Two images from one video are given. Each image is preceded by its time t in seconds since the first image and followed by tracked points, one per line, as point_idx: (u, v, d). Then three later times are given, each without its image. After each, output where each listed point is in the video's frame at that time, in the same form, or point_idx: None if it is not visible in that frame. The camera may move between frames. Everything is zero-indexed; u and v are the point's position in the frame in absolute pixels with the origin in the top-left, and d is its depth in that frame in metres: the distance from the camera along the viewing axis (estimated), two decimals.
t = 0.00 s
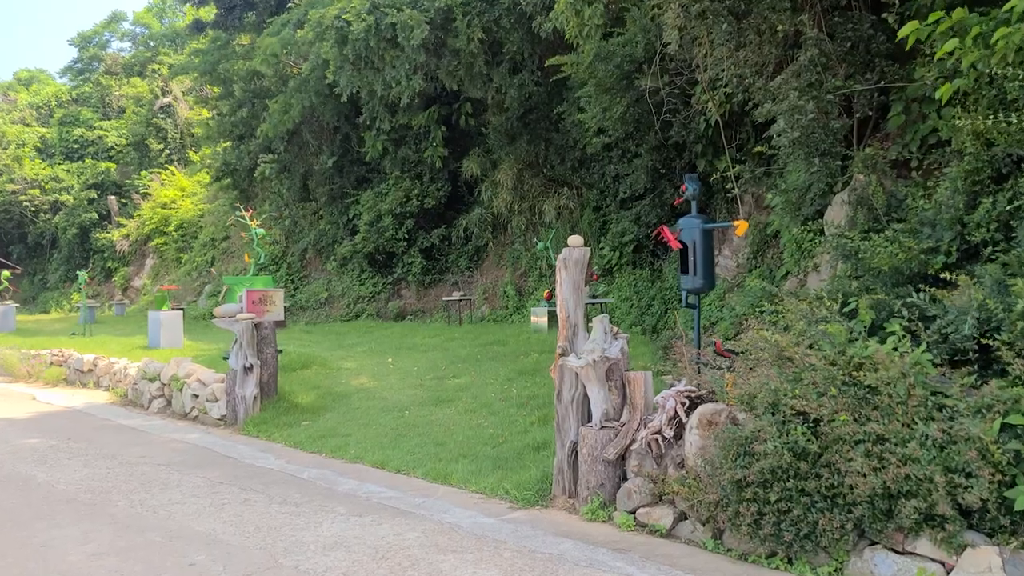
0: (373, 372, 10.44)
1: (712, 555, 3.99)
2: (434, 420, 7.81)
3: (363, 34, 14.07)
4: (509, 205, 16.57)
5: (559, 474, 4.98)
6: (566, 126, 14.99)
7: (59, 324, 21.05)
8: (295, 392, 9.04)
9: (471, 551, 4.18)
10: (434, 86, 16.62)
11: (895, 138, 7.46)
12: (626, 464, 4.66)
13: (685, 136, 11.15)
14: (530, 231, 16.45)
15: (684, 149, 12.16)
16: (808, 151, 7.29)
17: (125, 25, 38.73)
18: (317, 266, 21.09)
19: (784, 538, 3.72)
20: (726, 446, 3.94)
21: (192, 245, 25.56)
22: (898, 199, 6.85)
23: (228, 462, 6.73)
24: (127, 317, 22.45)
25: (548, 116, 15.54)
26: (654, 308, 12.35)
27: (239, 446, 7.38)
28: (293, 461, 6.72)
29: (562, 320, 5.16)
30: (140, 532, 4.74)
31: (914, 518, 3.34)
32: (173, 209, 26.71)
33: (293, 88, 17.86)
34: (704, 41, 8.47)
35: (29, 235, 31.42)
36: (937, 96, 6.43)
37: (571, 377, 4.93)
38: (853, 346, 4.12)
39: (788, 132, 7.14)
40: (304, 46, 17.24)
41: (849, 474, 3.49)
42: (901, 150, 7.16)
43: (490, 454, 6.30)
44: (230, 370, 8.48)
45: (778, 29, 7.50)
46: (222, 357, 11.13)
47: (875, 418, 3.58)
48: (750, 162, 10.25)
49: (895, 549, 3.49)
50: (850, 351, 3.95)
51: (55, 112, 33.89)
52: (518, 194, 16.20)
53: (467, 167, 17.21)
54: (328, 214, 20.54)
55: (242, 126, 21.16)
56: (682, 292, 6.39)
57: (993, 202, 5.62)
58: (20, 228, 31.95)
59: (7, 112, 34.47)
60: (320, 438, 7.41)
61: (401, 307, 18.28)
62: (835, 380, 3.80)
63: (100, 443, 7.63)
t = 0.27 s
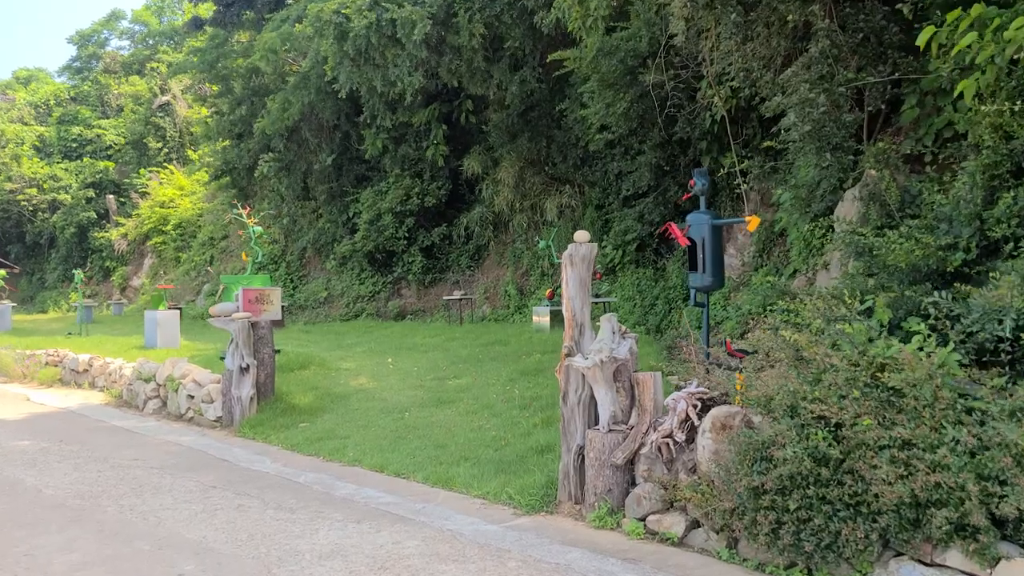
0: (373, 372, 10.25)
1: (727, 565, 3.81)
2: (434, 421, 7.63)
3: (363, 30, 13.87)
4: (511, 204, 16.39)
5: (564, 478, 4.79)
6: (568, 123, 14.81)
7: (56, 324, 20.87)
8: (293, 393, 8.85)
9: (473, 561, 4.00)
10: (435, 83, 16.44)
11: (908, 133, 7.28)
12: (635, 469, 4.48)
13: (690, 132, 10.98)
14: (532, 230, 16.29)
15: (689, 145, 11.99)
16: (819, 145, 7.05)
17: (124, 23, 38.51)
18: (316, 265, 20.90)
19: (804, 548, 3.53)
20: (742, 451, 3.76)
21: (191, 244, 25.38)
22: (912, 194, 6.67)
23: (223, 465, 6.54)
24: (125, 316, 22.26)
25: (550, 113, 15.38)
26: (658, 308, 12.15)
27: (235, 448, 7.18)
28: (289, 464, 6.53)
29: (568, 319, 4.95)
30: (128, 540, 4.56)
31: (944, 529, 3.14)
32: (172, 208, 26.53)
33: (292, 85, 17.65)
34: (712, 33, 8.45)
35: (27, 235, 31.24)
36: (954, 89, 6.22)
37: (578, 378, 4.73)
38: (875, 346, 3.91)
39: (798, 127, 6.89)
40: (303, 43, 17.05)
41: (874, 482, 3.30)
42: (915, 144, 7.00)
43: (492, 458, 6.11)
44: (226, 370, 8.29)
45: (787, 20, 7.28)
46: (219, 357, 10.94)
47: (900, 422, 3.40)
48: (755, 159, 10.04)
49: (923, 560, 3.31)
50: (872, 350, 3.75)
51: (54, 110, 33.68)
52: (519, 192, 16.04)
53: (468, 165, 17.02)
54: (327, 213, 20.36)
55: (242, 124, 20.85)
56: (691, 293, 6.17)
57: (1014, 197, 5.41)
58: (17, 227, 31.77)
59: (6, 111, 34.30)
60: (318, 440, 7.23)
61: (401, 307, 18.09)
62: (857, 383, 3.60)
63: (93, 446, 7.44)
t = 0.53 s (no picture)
0: (371, 375, 10.03)
1: None
2: (434, 426, 7.41)
3: (363, 26, 13.65)
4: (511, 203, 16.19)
5: (569, 489, 4.58)
6: (570, 120, 14.60)
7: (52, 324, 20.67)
8: (288, 397, 8.64)
9: None
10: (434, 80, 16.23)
11: (922, 128, 7.06)
12: (644, 479, 4.27)
13: (694, 128, 10.69)
14: (533, 229, 16.09)
15: (693, 143, 11.77)
16: (831, 141, 6.86)
17: (122, 21, 38.30)
18: (315, 266, 20.69)
19: (827, 568, 3.31)
20: (759, 462, 3.56)
21: (189, 244, 25.17)
22: (927, 192, 6.45)
23: (215, 472, 6.34)
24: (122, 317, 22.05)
25: (551, 111, 15.17)
26: (661, 308, 11.93)
27: (228, 454, 6.97)
28: (283, 471, 6.31)
29: (573, 322, 4.73)
30: (113, 554, 4.34)
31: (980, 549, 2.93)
32: (170, 208, 26.31)
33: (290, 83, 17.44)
34: (720, 25, 8.27)
35: (25, 234, 31.02)
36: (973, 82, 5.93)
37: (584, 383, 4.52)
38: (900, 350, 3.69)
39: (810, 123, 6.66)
40: (301, 40, 16.82)
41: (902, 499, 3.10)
42: (930, 140, 6.76)
43: (493, 465, 5.89)
44: (220, 373, 8.09)
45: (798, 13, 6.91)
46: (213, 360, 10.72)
47: (931, 433, 3.18)
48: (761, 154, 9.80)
49: None
50: (897, 355, 3.52)
51: (51, 109, 33.45)
52: (520, 191, 15.84)
53: (468, 163, 16.80)
54: (325, 212, 20.14)
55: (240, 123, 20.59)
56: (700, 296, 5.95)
57: None
58: (15, 227, 31.56)
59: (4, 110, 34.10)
60: (314, 446, 7.01)
61: (400, 307, 17.87)
62: (882, 391, 3.37)
63: (82, 451, 7.23)
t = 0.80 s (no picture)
0: (366, 376, 9.81)
1: None
2: (429, 430, 7.19)
3: (359, 22, 13.42)
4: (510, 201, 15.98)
5: (568, 497, 4.36)
6: (569, 117, 14.37)
7: (46, 325, 20.43)
8: (280, 399, 8.42)
9: None
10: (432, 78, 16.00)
11: (933, 122, 6.81)
12: (647, 488, 4.05)
13: (697, 125, 10.50)
14: (532, 228, 15.87)
15: (695, 139, 11.55)
16: (839, 135, 6.59)
17: (118, 19, 38.06)
18: (312, 265, 20.47)
19: None
20: (770, 472, 3.36)
21: (185, 243, 24.95)
22: (939, 187, 6.22)
23: (202, 478, 6.11)
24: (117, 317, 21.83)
25: (550, 107, 14.94)
26: (663, 308, 11.72)
27: (217, 459, 6.75)
28: (273, 477, 6.10)
29: (572, 322, 4.50)
30: (88, 567, 4.12)
31: (1014, 569, 2.66)
32: (166, 207, 26.10)
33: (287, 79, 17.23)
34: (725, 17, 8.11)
35: (20, 233, 30.77)
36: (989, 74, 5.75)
37: (584, 387, 4.30)
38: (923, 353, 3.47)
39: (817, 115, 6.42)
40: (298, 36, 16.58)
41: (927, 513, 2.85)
42: (943, 134, 6.47)
43: (490, 471, 5.68)
44: (210, 375, 7.88)
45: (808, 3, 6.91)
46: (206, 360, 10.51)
47: (956, 442, 2.94)
48: (766, 150, 9.56)
49: None
50: (917, 357, 3.28)
51: (47, 108, 33.23)
52: (519, 189, 15.63)
53: (466, 161, 16.57)
54: (322, 211, 19.92)
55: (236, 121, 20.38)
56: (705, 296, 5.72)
57: None
58: (10, 226, 31.31)
59: None
60: (305, 451, 6.79)
61: (398, 307, 17.66)
62: (905, 397, 3.15)
63: (67, 456, 7.01)
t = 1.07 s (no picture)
0: (361, 380, 9.60)
1: None
2: (424, 436, 6.98)
3: (354, 19, 13.19)
4: (509, 201, 15.78)
5: (567, 513, 4.16)
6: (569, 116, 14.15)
7: (40, 326, 20.22)
8: (272, 404, 8.21)
9: None
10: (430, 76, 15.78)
11: (944, 119, 6.59)
12: (649, 504, 3.85)
13: (698, 123, 10.30)
14: (531, 228, 15.67)
15: (696, 138, 11.36)
16: (847, 133, 6.32)
17: (115, 17, 37.79)
18: (308, 265, 20.26)
19: None
20: (780, 491, 3.16)
21: (182, 243, 24.75)
22: (951, 187, 6.01)
23: (188, 488, 5.91)
24: (112, 317, 21.63)
25: (548, 105, 14.74)
26: (663, 309, 11.52)
27: (204, 467, 6.55)
28: (261, 486, 5.89)
29: (571, 328, 4.28)
30: None
31: None
32: (162, 206, 25.90)
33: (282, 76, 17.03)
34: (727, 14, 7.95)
35: (17, 233, 30.57)
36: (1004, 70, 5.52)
37: (583, 397, 4.10)
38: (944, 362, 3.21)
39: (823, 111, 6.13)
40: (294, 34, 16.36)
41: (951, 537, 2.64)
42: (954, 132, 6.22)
43: (486, 481, 5.48)
44: (198, 380, 7.67)
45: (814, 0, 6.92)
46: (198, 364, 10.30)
47: (982, 461, 2.68)
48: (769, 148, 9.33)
49: None
50: (938, 368, 3.04)
51: (44, 107, 33.00)
52: (517, 189, 15.42)
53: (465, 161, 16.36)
54: (319, 210, 19.71)
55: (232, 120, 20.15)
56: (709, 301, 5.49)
57: None
58: (6, 226, 31.08)
59: None
60: (295, 459, 6.59)
61: (395, 308, 17.45)
62: (924, 412, 2.90)
63: (51, 464, 6.81)
